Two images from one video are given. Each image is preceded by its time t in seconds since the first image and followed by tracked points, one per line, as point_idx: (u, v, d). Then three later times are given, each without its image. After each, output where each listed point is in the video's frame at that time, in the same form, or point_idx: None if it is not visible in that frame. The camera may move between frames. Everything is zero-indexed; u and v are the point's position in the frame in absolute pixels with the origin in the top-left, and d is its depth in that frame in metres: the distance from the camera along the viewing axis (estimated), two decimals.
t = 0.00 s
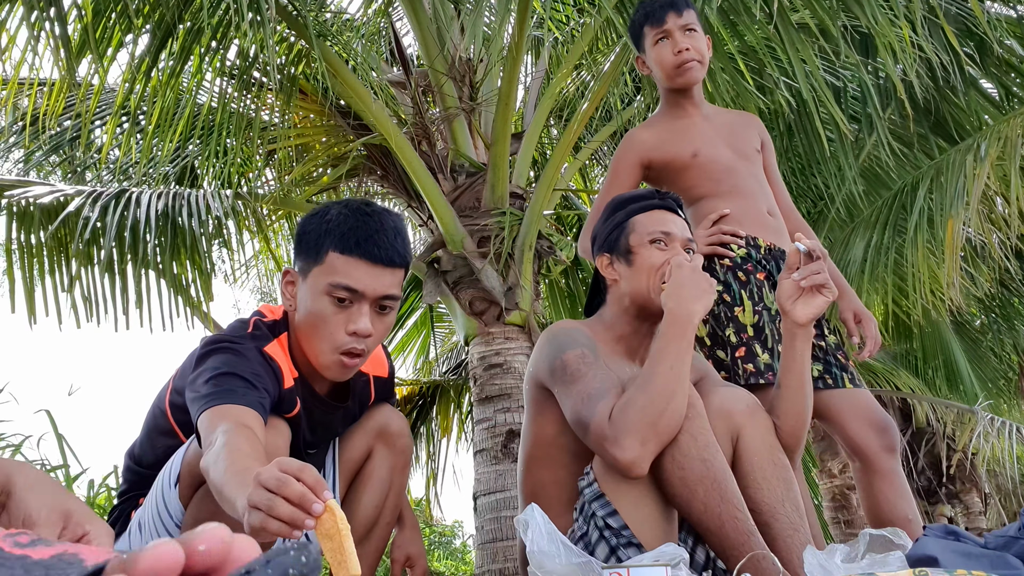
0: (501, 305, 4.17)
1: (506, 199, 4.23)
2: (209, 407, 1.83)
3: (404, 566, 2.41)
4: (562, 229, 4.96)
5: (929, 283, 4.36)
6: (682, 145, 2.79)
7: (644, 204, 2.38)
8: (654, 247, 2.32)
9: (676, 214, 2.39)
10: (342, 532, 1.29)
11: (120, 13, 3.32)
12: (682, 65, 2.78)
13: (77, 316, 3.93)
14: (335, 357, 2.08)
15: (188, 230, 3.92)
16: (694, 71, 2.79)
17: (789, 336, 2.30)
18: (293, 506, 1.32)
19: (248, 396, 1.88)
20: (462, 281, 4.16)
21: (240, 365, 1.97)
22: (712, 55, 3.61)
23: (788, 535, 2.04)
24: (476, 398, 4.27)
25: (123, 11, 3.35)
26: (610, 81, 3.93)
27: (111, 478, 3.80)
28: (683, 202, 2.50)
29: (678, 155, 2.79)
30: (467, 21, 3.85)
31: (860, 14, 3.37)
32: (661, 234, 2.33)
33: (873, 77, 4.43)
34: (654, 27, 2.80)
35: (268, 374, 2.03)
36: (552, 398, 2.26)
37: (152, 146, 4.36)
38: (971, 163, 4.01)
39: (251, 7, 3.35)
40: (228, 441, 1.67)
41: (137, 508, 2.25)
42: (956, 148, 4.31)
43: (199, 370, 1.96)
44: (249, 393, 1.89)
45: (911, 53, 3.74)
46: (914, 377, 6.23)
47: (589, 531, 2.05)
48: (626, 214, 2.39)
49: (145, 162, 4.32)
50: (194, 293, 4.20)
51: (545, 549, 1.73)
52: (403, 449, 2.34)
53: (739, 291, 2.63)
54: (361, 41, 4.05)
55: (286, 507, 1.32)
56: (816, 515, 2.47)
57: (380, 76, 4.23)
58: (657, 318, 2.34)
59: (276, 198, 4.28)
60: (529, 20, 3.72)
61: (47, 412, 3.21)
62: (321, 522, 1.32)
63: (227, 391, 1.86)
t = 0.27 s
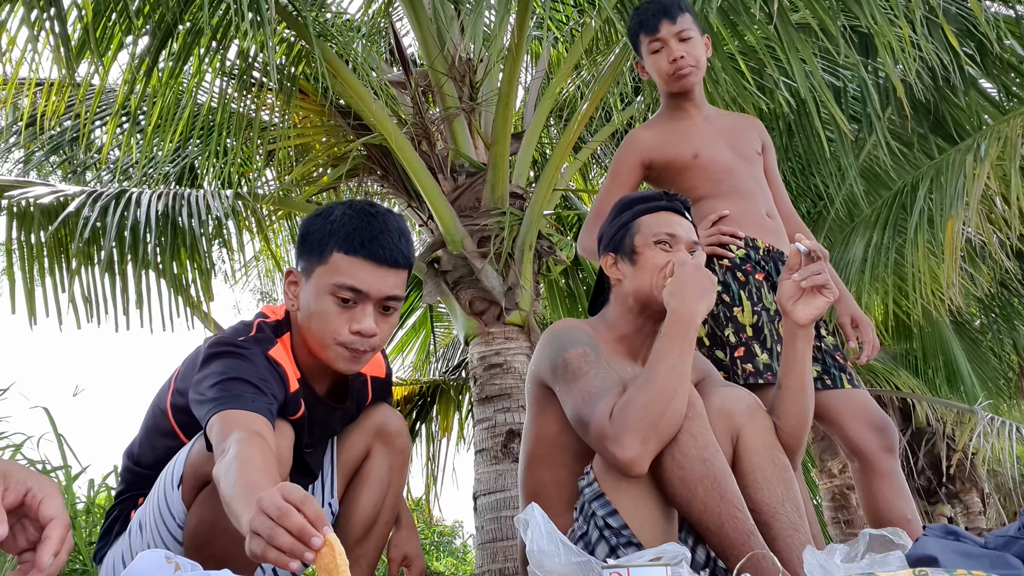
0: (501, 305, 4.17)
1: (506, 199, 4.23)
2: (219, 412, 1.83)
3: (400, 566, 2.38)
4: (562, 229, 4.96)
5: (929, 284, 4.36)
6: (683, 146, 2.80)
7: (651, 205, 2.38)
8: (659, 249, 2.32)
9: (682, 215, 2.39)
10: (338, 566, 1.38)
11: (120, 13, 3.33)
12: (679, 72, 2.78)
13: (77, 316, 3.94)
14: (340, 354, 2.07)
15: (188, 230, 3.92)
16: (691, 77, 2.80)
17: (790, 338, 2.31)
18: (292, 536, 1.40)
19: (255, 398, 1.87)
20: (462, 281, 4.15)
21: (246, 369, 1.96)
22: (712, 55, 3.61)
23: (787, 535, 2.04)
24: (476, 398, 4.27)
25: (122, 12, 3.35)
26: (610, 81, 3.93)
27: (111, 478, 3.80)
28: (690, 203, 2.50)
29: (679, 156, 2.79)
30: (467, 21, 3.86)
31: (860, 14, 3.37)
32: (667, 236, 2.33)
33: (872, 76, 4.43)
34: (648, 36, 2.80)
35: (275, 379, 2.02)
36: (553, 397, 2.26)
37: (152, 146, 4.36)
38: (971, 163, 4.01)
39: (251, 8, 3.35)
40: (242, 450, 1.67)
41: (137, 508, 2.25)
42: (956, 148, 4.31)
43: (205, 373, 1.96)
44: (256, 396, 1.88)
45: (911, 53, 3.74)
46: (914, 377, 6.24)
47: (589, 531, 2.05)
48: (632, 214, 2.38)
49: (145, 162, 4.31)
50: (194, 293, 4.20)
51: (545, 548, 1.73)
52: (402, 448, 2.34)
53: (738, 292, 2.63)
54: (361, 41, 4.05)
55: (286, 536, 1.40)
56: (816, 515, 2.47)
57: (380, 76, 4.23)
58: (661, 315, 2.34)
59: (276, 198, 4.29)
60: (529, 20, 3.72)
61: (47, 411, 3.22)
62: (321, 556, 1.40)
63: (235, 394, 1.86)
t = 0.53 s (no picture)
0: (501, 305, 4.17)
1: (506, 199, 4.23)
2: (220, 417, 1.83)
3: (399, 564, 2.40)
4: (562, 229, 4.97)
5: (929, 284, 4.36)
6: (682, 147, 2.80)
7: (651, 205, 2.38)
8: (661, 247, 2.32)
9: (682, 215, 2.40)
10: None
11: (120, 13, 3.32)
12: (676, 76, 2.78)
13: (77, 317, 3.94)
14: (344, 358, 2.08)
15: (188, 231, 3.92)
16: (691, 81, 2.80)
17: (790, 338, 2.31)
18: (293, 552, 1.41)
19: (258, 405, 1.87)
20: (462, 281, 4.15)
21: (249, 374, 1.96)
22: (712, 55, 3.61)
23: (787, 535, 2.04)
24: (476, 398, 4.27)
25: (123, 12, 3.35)
26: (611, 81, 3.93)
27: (111, 478, 3.81)
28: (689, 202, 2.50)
29: (678, 157, 2.79)
30: (467, 21, 3.86)
31: (860, 14, 3.37)
32: (669, 234, 2.33)
33: (872, 76, 4.43)
34: (645, 39, 2.80)
35: (278, 384, 2.02)
36: (555, 396, 2.26)
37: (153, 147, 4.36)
38: (971, 163, 4.01)
39: (251, 7, 3.35)
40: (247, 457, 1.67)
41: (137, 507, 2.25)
42: (956, 148, 4.31)
43: (206, 377, 1.95)
44: (260, 402, 1.88)
45: (911, 53, 3.74)
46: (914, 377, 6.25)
47: (590, 530, 2.05)
48: (633, 214, 2.38)
49: (145, 162, 4.32)
50: (194, 293, 4.21)
51: (545, 548, 1.73)
52: (401, 447, 2.35)
53: (737, 292, 2.63)
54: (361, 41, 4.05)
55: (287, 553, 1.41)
56: (815, 515, 2.48)
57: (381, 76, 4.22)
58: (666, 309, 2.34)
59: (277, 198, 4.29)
60: (529, 20, 3.72)
61: (47, 411, 3.22)
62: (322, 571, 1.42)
63: (238, 401, 1.85)
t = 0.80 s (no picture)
0: (501, 305, 4.17)
1: (506, 199, 4.23)
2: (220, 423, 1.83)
3: (399, 562, 2.40)
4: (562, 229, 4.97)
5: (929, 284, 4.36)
6: (682, 147, 2.80)
7: (645, 203, 2.41)
8: (657, 241, 2.34)
9: (677, 211, 2.41)
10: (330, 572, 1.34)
11: (120, 12, 3.32)
12: (675, 77, 2.78)
13: (77, 317, 3.94)
14: (343, 360, 2.08)
15: (187, 231, 3.92)
16: (689, 81, 2.80)
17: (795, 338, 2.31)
18: (285, 554, 1.41)
19: (256, 408, 1.87)
20: (462, 281, 4.15)
21: (246, 377, 1.95)
22: (712, 55, 3.61)
23: (787, 535, 2.04)
24: (476, 398, 4.27)
25: (123, 11, 3.36)
26: (610, 81, 3.93)
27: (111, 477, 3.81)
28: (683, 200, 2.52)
29: (678, 157, 2.80)
30: (467, 20, 3.86)
31: (859, 14, 3.37)
32: (664, 230, 2.34)
33: (872, 76, 4.43)
34: (645, 41, 2.80)
35: (276, 386, 2.02)
36: (555, 395, 2.27)
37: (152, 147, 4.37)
38: (971, 163, 4.01)
39: (251, 7, 3.36)
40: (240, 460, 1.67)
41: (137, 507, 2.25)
42: (955, 148, 4.31)
43: (205, 378, 1.95)
44: (257, 405, 1.88)
45: (911, 53, 3.74)
46: (914, 377, 6.26)
47: (590, 530, 2.05)
48: (629, 213, 2.41)
49: (145, 162, 4.32)
50: (194, 293, 4.21)
51: (544, 548, 1.73)
52: (401, 446, 2.35)
53: (740, 291, 2.63)
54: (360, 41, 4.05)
55: (280, 556, 1.42)
56: (815, 515, 2.48)
57: (381, 76, 4.22)
58: (666, 310, 2.35)
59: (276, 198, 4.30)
60: (529, 20, 3.73)
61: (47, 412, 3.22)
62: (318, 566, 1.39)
63: (236, 405, 1.85)
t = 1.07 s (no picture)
0: (502, 305, 4.18)
1: (507, 199, 4.23)
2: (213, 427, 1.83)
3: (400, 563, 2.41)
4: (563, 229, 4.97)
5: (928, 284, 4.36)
6: (683, 145, 2.80)
7: (635, 203, 2.42)
8: (646, 243, 2.34)
9: (666, 211, 2.42)
10: None
11: (120, 12, 3.33)
12: (676, 76, 2.79)
13: (77, 317, 3.94)
14: (340, 359, 2.08)
15: (188, 231, 3.92)
16: (690, 81, 2.81)
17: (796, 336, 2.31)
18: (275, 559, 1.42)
19: (247, 410, 1.86)
20: (462, 281, 4.15)
21: (238, 377, 1.95)
22: (712, 55, 3.62)
23: (787, 535, 2.04)
24: (476, 397, 4.28)
25: (123, 11, 3.36)
26: (610, 81, 3.93)
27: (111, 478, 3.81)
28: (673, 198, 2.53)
29: (679, 155, 2.80)
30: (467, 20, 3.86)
31: (859, 14, 3.38)
32: (654, 230, 2.35)
33: (872, 76, 4.43)
34: (646, 40, 2.80)
35: (271, 385, 2.02)
36: (553, 391, 2.27)
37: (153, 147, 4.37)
38: (971, 163, 4.01)
39: (251, 7, 3.35)
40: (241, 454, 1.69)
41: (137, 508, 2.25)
42: (956, 148, 4.32)
43: (199, 380, 1.94)
44: (250, 408, 1.87)
45: (911, 53, 3.74)
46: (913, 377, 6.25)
47: (587, 532, 2.06)
48: (618, 214, 2.42)
49: (145, 162, 4.32)
50: (194, 293, 4.21)
51: (544, 548, 1.74)
52: (401, 447, 2.35)
53: (741, 290, 2.63)
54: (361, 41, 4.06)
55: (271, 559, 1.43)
56: (815, 515, 2.48)
57: (381, 76, 4.22)
58: (658, 316, 2.34)
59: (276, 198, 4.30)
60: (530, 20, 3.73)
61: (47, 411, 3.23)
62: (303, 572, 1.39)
63: (228, 407, 1.85)
